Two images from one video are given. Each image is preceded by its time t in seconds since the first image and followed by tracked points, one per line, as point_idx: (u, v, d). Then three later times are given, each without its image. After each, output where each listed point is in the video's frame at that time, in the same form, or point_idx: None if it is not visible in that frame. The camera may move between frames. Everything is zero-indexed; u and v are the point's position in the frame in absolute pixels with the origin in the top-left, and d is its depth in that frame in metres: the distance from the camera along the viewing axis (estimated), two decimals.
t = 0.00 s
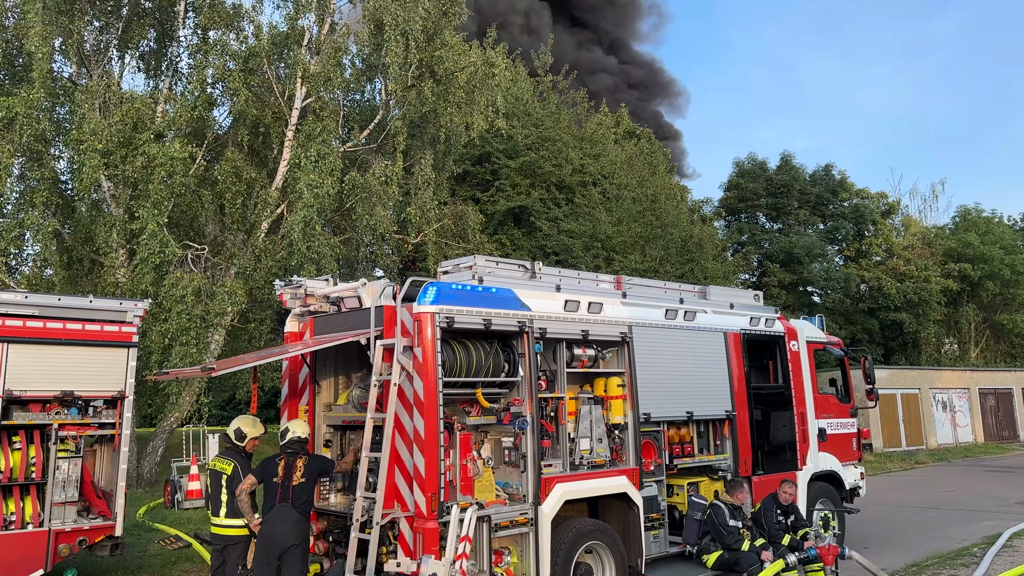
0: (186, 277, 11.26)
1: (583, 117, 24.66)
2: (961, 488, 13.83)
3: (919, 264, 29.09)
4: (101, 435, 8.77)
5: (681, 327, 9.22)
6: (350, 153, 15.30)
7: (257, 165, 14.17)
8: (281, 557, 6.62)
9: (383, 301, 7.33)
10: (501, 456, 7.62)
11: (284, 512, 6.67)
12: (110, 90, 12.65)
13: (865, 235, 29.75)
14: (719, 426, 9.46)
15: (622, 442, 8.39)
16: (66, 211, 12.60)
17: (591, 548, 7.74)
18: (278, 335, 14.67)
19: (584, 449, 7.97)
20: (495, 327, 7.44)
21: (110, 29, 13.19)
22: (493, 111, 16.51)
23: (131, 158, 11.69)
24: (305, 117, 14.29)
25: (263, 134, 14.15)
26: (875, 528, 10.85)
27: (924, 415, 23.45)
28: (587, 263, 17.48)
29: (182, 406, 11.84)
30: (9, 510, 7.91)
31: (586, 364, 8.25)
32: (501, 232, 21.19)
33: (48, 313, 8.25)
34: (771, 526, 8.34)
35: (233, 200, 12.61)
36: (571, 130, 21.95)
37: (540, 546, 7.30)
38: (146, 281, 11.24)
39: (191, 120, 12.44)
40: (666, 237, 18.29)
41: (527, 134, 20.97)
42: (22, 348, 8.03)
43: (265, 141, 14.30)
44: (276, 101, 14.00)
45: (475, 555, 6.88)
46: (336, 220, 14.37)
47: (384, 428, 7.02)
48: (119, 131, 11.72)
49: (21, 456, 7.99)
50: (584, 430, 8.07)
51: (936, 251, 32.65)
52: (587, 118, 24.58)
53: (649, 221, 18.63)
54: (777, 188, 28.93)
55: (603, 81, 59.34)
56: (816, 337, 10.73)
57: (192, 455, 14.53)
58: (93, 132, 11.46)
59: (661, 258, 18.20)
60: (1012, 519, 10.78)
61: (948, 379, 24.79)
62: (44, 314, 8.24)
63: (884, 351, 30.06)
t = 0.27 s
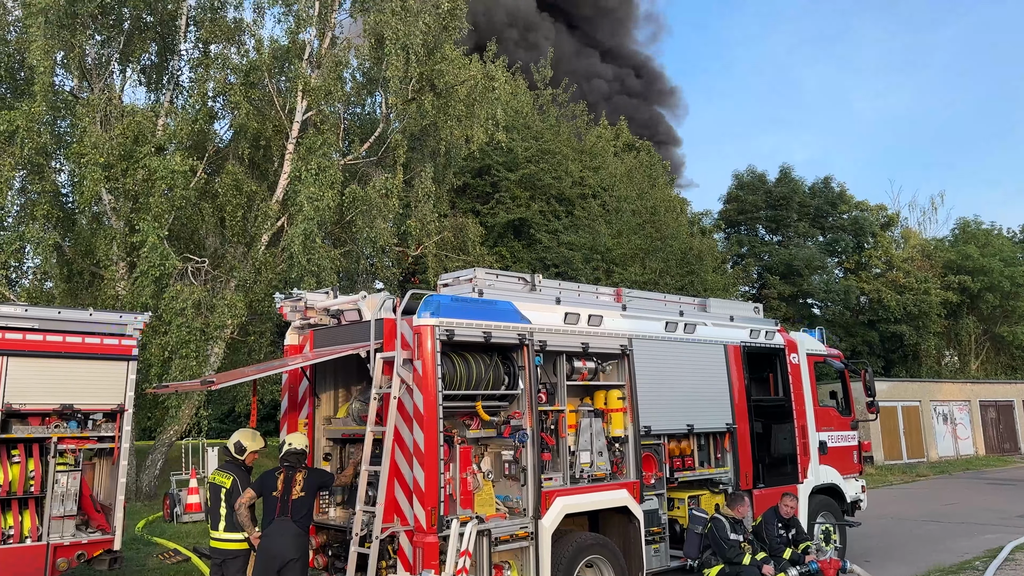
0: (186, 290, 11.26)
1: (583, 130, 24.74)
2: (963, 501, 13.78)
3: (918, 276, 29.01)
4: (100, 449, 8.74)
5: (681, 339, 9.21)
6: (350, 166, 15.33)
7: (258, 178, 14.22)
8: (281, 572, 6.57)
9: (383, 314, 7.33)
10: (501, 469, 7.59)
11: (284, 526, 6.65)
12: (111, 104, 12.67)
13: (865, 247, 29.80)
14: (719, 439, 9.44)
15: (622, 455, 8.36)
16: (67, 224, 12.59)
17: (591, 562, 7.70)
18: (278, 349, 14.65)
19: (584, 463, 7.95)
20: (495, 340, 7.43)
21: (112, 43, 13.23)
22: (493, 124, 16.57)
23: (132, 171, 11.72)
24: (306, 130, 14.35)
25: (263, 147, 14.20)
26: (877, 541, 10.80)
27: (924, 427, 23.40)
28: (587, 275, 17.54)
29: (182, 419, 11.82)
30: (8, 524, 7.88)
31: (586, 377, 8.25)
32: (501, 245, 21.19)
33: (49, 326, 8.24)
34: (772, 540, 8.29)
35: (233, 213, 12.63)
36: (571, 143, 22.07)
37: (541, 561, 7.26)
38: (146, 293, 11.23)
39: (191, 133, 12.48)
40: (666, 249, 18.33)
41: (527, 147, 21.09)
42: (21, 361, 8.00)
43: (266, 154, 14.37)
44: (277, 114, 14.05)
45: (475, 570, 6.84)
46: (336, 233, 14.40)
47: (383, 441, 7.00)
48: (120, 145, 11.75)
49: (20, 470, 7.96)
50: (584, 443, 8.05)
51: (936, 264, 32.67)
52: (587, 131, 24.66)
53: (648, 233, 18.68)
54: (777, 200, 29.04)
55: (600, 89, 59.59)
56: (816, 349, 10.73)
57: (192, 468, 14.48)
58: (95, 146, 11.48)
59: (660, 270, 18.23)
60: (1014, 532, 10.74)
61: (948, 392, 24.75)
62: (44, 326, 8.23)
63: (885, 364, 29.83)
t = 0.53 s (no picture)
0: (186, 303, 11.25)
1: (583, 142, 24.81)
2: (965, 515, 13.71)
3: (919, 289, 29.13)
4: (99, 462, 8.72)
5: (681, 352, 9.20)
6: (351, 179, 15.36)
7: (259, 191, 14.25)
8: None
9: (383, 327, 7.32)
10: (501, 483, 7.56)
11: (282, 541, 6.61)
12: (112, 117, 12.70)
13: (865, 260, 29.84)
14: (720, 452, 9.42)
15: (622, 469, 8.33)
16: (67, 236, 12.58)
17: None
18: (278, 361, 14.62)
19: (584, 476, 7.92)
20: (495, 352, 7.43)
21: (113, 56, 13.28)
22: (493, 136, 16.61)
23: (133, 185, 11.74)
24: (306, 143, 14.40)
25: (264, 160, 14.25)
26: (879, 555, 10.75)
27: (925, 440, 23.35)
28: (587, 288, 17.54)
29: (181, 432, 11.78)
30: (6, 538, 7.84)
31: (586, 391, 8.24)
32: (501, 257, 21.18)
33: (48, 340, 8.24)
34: (773, 554, 8.26)
35: (233, 225, 12.65)
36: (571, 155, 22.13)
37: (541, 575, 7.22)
38: (145, 306, 11.21)
39: (192, 147, 12.50)
40: (666, 261, 18.36)
41: (527, 160, 21.21)
42: (21, 374, 7.98)
43: (266, 167, 14.42)
44: (278, 127, 14.10)
45: None
46: (336, 245, 14.41)
47: (383, 455, 6.98)
48: (121, 158, 11.78)
49: (19, 483, 7.91)
50: (584, 456, 8.03)
51: (936, 276, 32.69)
52: (587, 143, 24.74)
53: (648, 246, 18.71)
54: (776, 213, 29.13)
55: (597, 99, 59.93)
56: (816, 362, 10.72)
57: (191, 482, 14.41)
58: (96, 159, 11.48)
59: (660, 282, 18.22)
60: (1016, 545, 10.69)
61: (949, 404, 24.71)
62: (44, 339, 8.22)
63: (885, 376, 29.90)
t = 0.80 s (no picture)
0: (186, 316, 11.24)
1: (582, 154, 24.87)
2: (967, 528, 13.64)
3: (919, 301, 29.13)
4: (98, 476, 8.70)
5: (681, 364, 9.19)
6: (351, 192, 15.39)
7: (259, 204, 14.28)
8: None
9: (382, 340, 7.31)
10: (501, 497, 7.52)
11: (281, 555, 6.55)
12: (113, 130, 12.72)
13: (864, 272, 29.88)
14: (720, 465, 9.40)
15: (623, 482, 8.29)
16: (67, 249, 12.56)
17: None
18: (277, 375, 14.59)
19: (584, 489, 7.90)
20: (495, 365, 7.41)
21: (114, 70, 13.31)
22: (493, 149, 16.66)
23: (133, 198, 11.77)
24: (306, 156, 14.44)
25: (264, 173, 14.28)
26: (880, 569, 10.69)
27: (926, 453, 23.28)
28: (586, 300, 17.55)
29: (180, 445, 11.74)
30: (3, 552, 7.80)
31: (586, 404, 8.22)
32: (501, 269, 21.18)
33: (47, 353, 8.20)
34: (774, 567, 8.25)
35: (233, 238, 12.68)
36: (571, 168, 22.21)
37: None
38: (145, 319, 11.22)
39: (192, 160, 12.54)
40: (665, 273, 18.45)
41: (526, 172, 21.29)
42: (20, 388, 7.97)
43: (267, 181, 14.46)
44: (278, 140, 14.14)
45: None
46: (336, 258, 14.40)
47: (383, 468, 6.95)
48: (121, 171, 11.80)
49: (17, 497, 7.89)
50: (585, 469, 8.01)
51: (935, 288, 32.69)
52: (586, 155, 24.81)
53: (649, 258, 18.80)
54: (775, 225, 29.23)
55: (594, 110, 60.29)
56: (816, 374, 10.71)
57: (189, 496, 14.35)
58: (97, 172, 11.51)
59: (660, 294, 18.23)
60: (1018, 559, 10.63)
61: (949, 417, 24.66)
62: (44, 353, 8.20)
63: (885, 389, 29.82)
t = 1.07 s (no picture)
0: (185, 329, 11.23)
1: (582, 166, 24.91)
2: (969, 542, 13.57)
3: (919, 313, 29.11)
4: (96, 489, 8.67)
5: (682, 377, 9.18)
6: (351, 205, 15.40)
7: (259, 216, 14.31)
8: None
9: (382, 353, 7.29)
10: (501, 510, 7.48)
11: (280, 568, 6.50)
12: (113, 144, 12.74)
13: (864, 284, 29.93)
14: (721, 478, 9.36)
15: (623, 495, 8.26)
16: (67, 262, 12.55)
17: None
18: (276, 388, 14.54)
19: (584, 503, 7.87)
20: (495, 378, 7.41)
21: (115, 84, 13.33)
22: (492, 161, 16.71)
23: (133, 211, 11.82)
24: (306, 168, 14.48)
25: (264, 186, 14.31)
26: None
27: (927, 466, 23.21)
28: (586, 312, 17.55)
29: (178, 458, 11.70)
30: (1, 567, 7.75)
31: (586, 416, 8.20)
32: (500, 281, 21.17)
33: (46, 366, 8.17)
34: None
35: (234, 251, 12.71)
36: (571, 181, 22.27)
37: None
38: (145, 331, 11.22)
39: (193, 173, 12.57)
40: (665, 285, 18.57)
41: (525, 185, 21.30)
42: (20, 401, 7.96)
43: (267, 194, 14.49)
44: (278, 153, 14.18)
45: None
46: (335, 270, 14.39)
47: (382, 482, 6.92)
48: (122, 184, 11.84)
49: (16, 511, 7.86)
50: (585, 483, 7.97)
51: (935, 300, 32.68)
52: (586, 168, 24.87)
53: (648, 270, 18.89)
54: (774, 237, 29.32)
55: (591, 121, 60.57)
56: (816, 387, 10.70)
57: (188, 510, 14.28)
58: (97, 185, 11.53)
59: (660, 306, 18.32)
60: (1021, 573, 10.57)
61: (950, 429, 24.59)
62: (43, 365, 8.17)
63: (886, 402, 29.22)
